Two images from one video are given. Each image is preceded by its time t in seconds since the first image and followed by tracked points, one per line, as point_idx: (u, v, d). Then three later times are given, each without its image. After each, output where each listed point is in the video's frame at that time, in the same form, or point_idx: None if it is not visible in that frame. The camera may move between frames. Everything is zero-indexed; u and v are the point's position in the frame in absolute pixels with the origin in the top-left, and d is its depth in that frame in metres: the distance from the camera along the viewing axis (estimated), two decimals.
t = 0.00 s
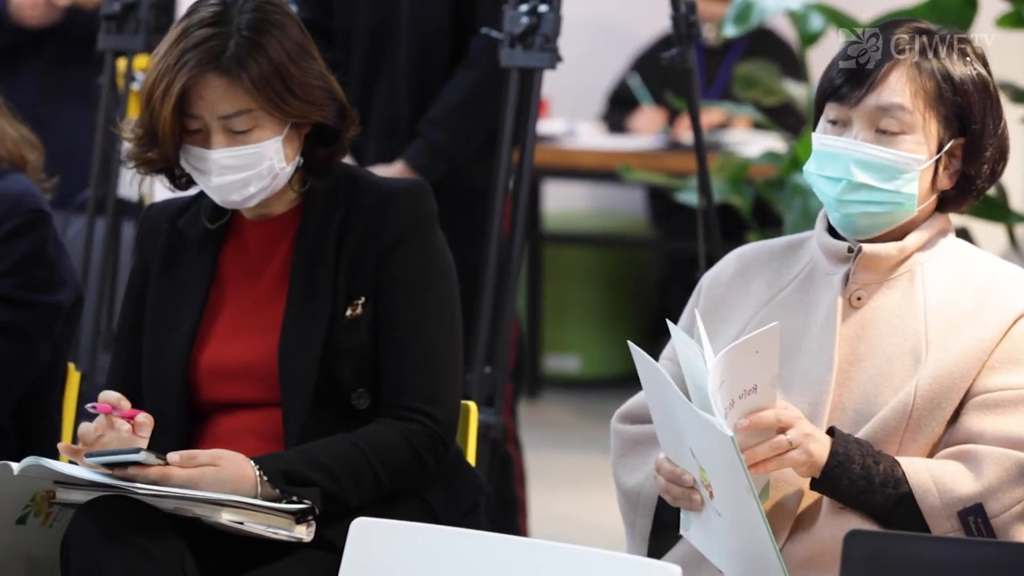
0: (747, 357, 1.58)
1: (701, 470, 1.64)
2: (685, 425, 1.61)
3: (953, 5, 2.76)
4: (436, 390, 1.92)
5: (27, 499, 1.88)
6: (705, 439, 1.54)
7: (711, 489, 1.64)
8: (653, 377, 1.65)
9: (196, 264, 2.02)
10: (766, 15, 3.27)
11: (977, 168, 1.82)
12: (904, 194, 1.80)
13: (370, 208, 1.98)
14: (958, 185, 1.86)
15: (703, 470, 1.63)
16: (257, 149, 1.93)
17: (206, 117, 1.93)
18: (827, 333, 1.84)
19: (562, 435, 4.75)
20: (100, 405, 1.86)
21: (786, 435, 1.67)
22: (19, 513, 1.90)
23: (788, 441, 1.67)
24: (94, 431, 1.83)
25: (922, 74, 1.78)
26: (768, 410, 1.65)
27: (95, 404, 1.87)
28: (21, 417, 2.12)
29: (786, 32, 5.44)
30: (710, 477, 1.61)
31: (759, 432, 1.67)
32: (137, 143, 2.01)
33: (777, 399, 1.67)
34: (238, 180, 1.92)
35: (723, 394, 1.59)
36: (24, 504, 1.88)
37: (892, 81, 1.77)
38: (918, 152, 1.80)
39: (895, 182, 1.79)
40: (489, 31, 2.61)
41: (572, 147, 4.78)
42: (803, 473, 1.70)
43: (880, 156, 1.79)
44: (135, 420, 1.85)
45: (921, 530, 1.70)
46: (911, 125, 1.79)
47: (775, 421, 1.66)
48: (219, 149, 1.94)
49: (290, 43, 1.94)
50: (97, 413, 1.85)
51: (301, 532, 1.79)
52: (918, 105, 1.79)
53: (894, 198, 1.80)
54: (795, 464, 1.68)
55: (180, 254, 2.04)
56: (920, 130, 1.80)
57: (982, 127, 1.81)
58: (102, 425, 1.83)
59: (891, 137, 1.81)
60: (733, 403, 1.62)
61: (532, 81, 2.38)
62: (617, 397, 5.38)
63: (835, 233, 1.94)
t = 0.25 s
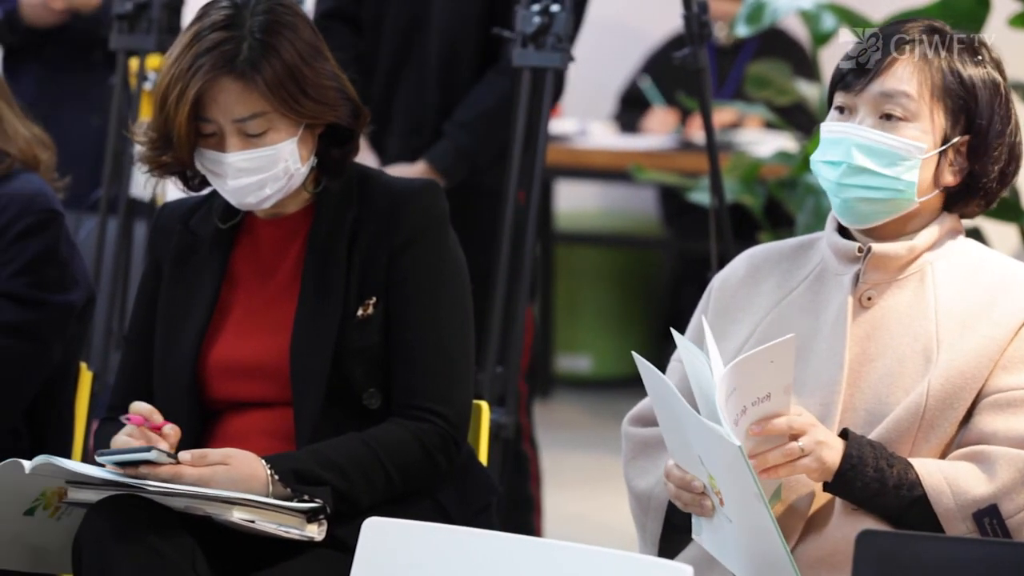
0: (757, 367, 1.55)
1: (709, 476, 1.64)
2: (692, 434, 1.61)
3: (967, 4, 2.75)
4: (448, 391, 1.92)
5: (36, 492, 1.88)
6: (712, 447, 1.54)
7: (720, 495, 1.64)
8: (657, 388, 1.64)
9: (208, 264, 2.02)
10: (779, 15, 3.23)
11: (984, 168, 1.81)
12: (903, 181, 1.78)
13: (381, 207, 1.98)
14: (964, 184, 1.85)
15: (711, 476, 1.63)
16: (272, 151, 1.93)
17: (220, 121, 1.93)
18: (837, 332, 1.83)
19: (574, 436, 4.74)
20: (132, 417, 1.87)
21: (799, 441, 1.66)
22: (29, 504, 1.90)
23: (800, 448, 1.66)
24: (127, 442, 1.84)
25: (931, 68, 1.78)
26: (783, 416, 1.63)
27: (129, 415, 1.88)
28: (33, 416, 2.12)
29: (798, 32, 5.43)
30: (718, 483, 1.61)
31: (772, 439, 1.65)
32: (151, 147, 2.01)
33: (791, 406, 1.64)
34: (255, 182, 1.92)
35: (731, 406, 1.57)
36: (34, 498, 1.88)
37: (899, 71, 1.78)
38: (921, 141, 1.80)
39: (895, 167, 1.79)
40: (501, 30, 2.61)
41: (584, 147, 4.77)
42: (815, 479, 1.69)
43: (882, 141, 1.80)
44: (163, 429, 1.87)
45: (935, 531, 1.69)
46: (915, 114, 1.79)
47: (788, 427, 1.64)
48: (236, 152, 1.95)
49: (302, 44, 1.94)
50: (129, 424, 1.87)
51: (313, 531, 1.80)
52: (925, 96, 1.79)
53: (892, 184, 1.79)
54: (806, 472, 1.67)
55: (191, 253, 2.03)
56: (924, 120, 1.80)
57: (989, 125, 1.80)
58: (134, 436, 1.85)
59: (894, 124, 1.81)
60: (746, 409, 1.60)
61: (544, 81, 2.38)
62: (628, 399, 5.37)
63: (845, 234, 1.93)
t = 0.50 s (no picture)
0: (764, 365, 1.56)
1: (716, 476, 1.64)
2: (699, 434, 1.60)
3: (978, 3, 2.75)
4: (458, 390, 1.92)
5: (48, 493, 1.88)
6: (720, 446, 1.54)
7: (727, 495, 1.64)
8: (664, 388, 1.64)
9: (218, 264, 2.02)
10: (791, 15, 3.23)
11: (994, 170, 1.81)
12: (912, 180, 1.78)
13: (391, 207, 1.98)
14: (973, 185, 1.85)
15: (718, 475, 1.62)
16: (281, 150, 1.93)
17: (229, 120, 1.93)
18: (846, 332, 1.83)
19: (586, 436, 4.73)
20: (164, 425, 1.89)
21: (807, 442, 1.65)
22: (41, 505, 1.90)
23: (808, 448, 1.65)
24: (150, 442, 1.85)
25: (943, 66, 1.78)
26: (789, 416, 1.63)
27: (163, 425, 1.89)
28: (45, 416, 2.12)
29: (810, 33, 5.43)
30: (725, 483, 1.60)
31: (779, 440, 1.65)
32: (161, 147, 2.00)
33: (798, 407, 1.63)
34: (262, 181, 1.92)
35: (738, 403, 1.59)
36: (45, 498, 1.88)
37: (910, 68, 1.78)
38: (931, 139, 1.79)
39: (905, 166, 1.78)
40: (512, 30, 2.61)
41: (596, 147, 4.77)
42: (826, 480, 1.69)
43: (892, 139, 1.79)
44: (187, 436, 1.88)
45: (946, 531, 1.69)
46: (926, 112, 1.79)
47: (796, 428, 1.63)
48: (244, 151, 1.94)
49: (311, 44, 1.95)
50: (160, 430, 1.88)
51: (324, 531, 1.80)
52: (936, 94, 1.78)
53: (902, 183, 1.79)
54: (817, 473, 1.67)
55: (202, 253, 2.03)
56: (935, 119, 1.79)
57: (1000, 126, 1.79)
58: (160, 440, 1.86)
59: (905, 122, 1.80)
60: (755, 408, 1.61)
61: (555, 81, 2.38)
62: (639, 400, 5.36)
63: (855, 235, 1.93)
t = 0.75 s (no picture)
0: (783, 366, 1.53)
1: (727, 477, 1.63)
2: (709, 435, 1.60)
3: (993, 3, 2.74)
4: (473, 389, 1.92)
5: (62, 494, 1.88)
6: (731, 446, 1.53)
7: (738, 496, 1.63)
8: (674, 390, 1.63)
9: (232, 264, 2.02)
10: (804, 14, 3.27)
11: (1007, 168, 1.80)
12: (926, 180, 1.78)
13: (406, 206, 1.98)
14: (986, 185, 1.84)
15: (729, 477, 1.62)
16: (294, 149, 1.94)
17: (244, 119, 1.93)
18: (860, 333, 1.83)
19: (598, 437, 4.73)
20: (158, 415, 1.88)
21: (826, 444, 1.63)
22: (55, 506, 1.91)
23: (826, 449, 1.63)
24: (154, 441, 1.84)
25: (956, 67, 1.78)
26: (808, 420, 1.60)
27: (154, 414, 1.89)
28: (60, 416, 2.13)
29: (822, 33, 5.42)
30: (737, 484, 1.60)
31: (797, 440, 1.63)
32: (175, 146, 2.00)
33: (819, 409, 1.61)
34: (275, 180, 1.92)
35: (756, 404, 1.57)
36: (60, 497, 1.89)
37: (923, 68, 1.77)
38: (944, 140, 1.79)
39: (918, 166, 1.78)
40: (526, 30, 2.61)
41: (608, 146, 4.76)
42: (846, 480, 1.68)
43: (905, 139, 1.78)
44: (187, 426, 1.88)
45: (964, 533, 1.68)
46: (939, 112, 1.79)
47: (814, 432, 1.60)
48: (258, 150, 1.95)
49: (326, 43, 1.94)
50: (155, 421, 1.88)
51: (339, 530, 1.80)
52: (948, 95, 1.78)
53: (915, 183, 1.78)
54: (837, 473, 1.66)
55: (216, 253, 2.04)
56: (948, 119, 1.79)
57: (1013, 125, 1.79)
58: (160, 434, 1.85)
59: (917, 122, 1.80)
60: (774, 407, 1.59)
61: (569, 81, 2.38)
62: (650, 400, 5.36)
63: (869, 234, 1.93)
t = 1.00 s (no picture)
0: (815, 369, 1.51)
1: (731, 482, 1.63)
2: (708, 444, 1.60)
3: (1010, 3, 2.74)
4: (488, 387, 1.92)
5: (78, 492, 1.88)
6: (732, 455, 1.53)
7: (743, 500, 1.63)
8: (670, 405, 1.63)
9: (248, 264, 2.02)
10: (820, 14, 3.29)
11: None
12: (945, 187, 1.77)
13: (421, 205, 1.98)
14: (1004, 186, 1.83)
15: (733, 482, 1.62)
16: (310, 149, 1.94)
17: (260, 117, 1.93)
18: (877, 333, 1.82)
19: (614, 437, 4.73)
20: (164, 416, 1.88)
21: (860, 441, 1.61)
22: (70, 505, 1.91)
23: (858, 445, 1.61)
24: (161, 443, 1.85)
25: (969, 71, 1.76)
26: (845, 418, 1.59)
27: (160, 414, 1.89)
28: (76, 415, 2.13)
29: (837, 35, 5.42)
30: (741, 490, 1.60)
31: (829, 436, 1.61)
32: (190, 145, 2.01)
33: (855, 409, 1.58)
34: (291, 181, 1.92)
35: (773, 410, 1.56)
36: (76, 497, 1.89)
37: (937, 75, 1.76)
38: (961, 146, 1.78)
39: (936, 175, 1.77)
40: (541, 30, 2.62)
41: (625, 147, 4.75)
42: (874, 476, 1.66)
43: (923, 149, 1.78)
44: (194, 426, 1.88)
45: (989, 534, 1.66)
46: (955, 119, 1.77)
47: (852, 428, 1.59)
48: (273, 149, 1.95)
49: (342, 43, 1.94)
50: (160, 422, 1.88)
51: (354, 529, 1.80)
52: (963, 100, 1.77)
53: (934, 191, 1.78)
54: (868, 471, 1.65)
55: (232, 252, 2.04)
56: (964, 124, 1.78)
57: None
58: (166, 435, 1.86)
59: (934, 130, 1.79)
60: (797, 410, 1.57)
61: (585, 81, 2.39)
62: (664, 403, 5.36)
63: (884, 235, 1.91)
